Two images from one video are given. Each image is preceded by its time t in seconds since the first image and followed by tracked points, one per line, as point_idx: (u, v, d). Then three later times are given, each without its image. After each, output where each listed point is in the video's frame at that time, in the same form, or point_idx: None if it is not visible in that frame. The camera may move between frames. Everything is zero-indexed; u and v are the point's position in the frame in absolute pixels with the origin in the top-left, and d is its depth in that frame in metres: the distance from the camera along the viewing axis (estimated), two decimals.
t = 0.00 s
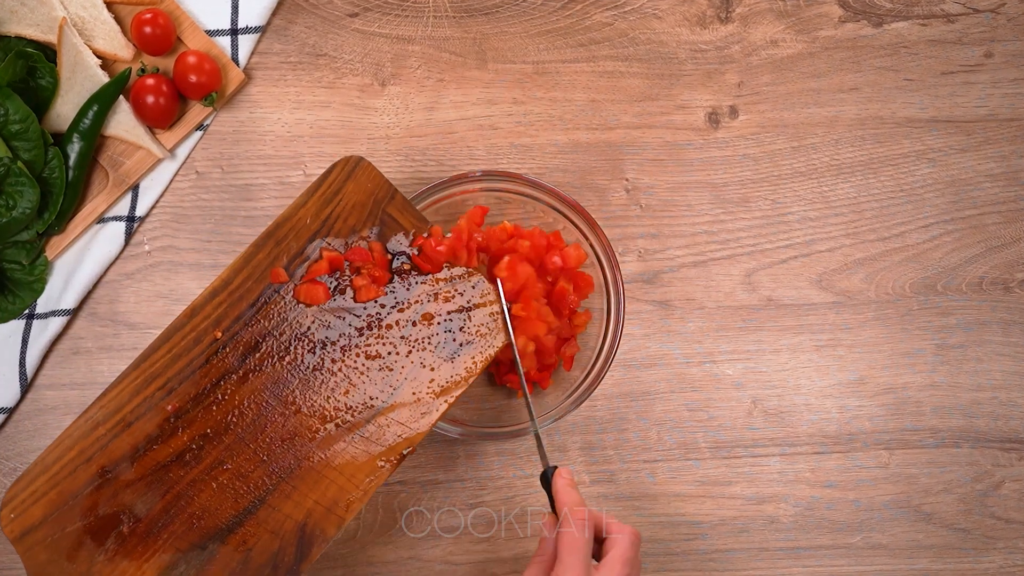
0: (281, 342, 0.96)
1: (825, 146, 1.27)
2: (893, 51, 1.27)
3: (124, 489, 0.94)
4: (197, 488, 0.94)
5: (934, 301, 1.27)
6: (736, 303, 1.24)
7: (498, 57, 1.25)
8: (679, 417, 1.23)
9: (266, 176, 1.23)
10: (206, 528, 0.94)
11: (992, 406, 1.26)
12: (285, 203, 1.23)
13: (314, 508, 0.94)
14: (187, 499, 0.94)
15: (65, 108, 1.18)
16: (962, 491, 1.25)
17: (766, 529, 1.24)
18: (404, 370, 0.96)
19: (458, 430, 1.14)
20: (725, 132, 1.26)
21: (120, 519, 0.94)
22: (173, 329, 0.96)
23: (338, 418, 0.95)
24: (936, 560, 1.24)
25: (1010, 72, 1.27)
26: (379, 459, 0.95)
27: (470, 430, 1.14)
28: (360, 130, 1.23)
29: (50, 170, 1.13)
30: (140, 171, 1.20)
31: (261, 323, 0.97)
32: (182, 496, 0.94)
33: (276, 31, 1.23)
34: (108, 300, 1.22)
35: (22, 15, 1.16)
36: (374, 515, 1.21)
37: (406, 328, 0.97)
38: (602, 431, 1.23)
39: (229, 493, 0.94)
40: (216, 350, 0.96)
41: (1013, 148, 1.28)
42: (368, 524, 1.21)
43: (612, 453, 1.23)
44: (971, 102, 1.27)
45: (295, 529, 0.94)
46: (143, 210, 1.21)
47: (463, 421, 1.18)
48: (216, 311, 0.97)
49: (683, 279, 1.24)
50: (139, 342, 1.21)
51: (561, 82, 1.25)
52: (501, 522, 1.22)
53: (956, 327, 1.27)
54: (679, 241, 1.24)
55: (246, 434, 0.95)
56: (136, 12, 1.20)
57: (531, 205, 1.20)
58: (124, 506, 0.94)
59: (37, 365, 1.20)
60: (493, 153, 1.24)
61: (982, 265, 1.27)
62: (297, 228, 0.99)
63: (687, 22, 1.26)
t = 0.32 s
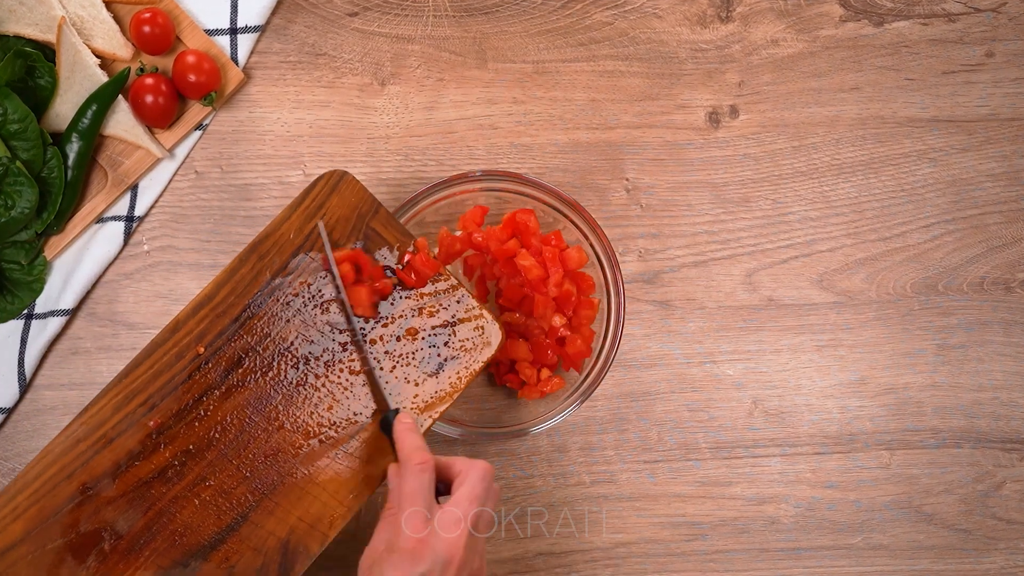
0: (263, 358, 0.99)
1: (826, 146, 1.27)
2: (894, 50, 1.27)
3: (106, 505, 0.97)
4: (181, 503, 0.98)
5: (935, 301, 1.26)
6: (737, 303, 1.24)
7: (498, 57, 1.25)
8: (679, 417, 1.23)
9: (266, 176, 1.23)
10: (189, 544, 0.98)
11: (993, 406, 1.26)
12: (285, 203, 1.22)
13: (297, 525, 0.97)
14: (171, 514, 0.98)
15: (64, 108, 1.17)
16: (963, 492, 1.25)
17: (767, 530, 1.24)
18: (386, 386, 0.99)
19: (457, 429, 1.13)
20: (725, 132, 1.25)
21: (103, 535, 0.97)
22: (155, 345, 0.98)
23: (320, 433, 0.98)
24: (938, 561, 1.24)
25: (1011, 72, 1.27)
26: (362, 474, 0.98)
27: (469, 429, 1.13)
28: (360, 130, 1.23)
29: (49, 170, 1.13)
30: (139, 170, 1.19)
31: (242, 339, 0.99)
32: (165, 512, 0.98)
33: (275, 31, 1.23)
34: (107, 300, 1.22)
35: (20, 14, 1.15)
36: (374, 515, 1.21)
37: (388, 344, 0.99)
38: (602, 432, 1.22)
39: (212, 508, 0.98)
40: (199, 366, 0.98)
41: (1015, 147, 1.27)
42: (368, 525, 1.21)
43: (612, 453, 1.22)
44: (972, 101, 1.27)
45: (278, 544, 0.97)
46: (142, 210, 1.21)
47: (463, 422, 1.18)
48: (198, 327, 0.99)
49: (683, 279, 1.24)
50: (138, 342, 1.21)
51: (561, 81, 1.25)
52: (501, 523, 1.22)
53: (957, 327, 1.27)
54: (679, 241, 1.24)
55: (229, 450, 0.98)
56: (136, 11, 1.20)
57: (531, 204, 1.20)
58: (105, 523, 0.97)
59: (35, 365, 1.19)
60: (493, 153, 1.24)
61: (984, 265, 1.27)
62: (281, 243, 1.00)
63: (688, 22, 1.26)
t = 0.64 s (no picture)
0: (191, 376, 0.95)
1: (826, 145, 1.26)
2: (895, 49, 1.27)
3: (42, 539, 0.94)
4: (120, 530, 0.94)
5: (936, 301, 1.26)
6: (738, 303, 1.24)
7: (498, 56, 1.24)
8: (680, 418, 1.23)
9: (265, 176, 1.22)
10: (130, 571, 0.94)
11: (995, 406, 1.26)
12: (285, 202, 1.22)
13: (239, 542, 0.93)
14: (107, 543, 0.94)
15: (63, 107, 1.17)
16: (965, 492, 1.24)
17: (767, 530, 1.23)
18: (321, 394, 0.94)
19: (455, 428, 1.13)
20: (726, 131, 1.25)
21: (42, 569, 0.94)
22: (79, 368, 0.94)
23: (255, 449, 0.94)
24: (938, 562, 1.23)
25: (1013, 71, 1.26)
26: (300, 486, 0.93)
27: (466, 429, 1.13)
28: (359, 130, 1.23)
29: (47, 170, 1.13)
30: (138, 169, 1.19)
31: (167, 357, 0.95)
32: (102, 540, 0.94)
33: (275, 30, 1.23)
34: (106, 300, 1.21)
35: (19, 13, 1.15)
36: (373, 516, 1.21)
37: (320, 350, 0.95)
38: (602, 432, 1.22)
39: (150, 532, 0.94)
40: (125, 388, 0.95)
41: (1016, 147, 1.27)
42: (367, 526, 1.21)
43: (613, 454, 1.22)
44: (974, 101, 1.27)
45: (222, 565, 0.93)
46: (141, 210, 1.20)
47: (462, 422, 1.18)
48: (121, 348, 0.95)
49: (684, 278, 1.23)
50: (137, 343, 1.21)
51: (562, 81, 1.25)
52: (501, 524, 1.21)
53: (959, 327, 1.26)
54: (679, 241, 1.24)
55: (164, 472, 0.95)
56: (135, 11, 1.19)
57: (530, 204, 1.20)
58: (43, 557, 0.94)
59: (34, 366, 1.19)
60: (493, 152, 1.24)
61: (985, 265, 1.26)
62: (200, 256, 0.96)
63: (688, 21, 1.25)
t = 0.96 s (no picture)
0: None
1: (827, 145, 1.26)
2: (896, 49, 1.26)
3: None
4: None
5: (937, 301, 1.26)
6: (739, 303, 1.23)
7: (497, 55, 1.24)
8: (681, 418, 1.22)
9: (264, 176, 1.22)
10: None
11: (996, 407, 1.25)
12: (285, 202, 1.22)
13: None
14: None
15: (61, 107, 1.17)
16: (966, 493, 1.24)
17: (767, 531, 1.23)
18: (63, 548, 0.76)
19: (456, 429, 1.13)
20: (727, 131, 1.25)
21: None
22: None
23: None
24: (940, 562, 1.23)
25: (1014, 70, 1.26)
26: None
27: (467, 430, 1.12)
28: (359, 130, 1.22)
29: (46, 169, 1.12)
30: (137, 169, 1.19)
31: None
32: None
33: (274, 29, 1.22)
34: (105, 300, 1.21)
35: (17, 13, 1.14)
36: (373, 517, 1.21)
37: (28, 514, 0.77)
38: (602, 432, 1.22)
39: None
40: None
41: (1018, 146, 1.27)
42: (367, 526, 1.21)
43: (613, 454, 1.22)
44: (975, 100, 1.26)
45: None
46: (140, 210, 1.20)
47: (463, 423, 1.18)
48: None
49: (684, 278, 1.23)
50: (136, 342, 1.21)
51: (562, 80, 1.24)
52: (501, 524, 1.21)
53: (960, 327, 1.26)
54: (680, 241, 1.23)
55: None
56: (134, 10, 1.19)
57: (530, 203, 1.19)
58: None
59: (33, 366, 1.19)
60: (493, 151, 1.23)
61: (986, 265, 1.26)
62: None
63: (689, 20, 1.25)
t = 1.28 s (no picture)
0: None
1: (828, 145, 1.26)
2: (897, 48, 1.26)
3: None
4: None
5: (938, 301, 1.25)
6: (739, 303, 1.23)
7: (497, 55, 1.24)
8: (681, 418, 1.22)
9: (264, 175, 1.22)
10: None
11: (997, 407, 1.25)
12: (284, 202, 1.21)
13: None
14: None
15: (60, 106, 1.17)
16: (967, 493, 1.24)
17: (768, 531, 1.23)
18: None
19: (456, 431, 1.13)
20: (727, 130, 1.24)
21: None
22: None
23: None
24: (941, 563, 1.23)
25: (1015, 70, 1.26)
26: None
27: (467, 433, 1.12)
28: (358, 129, 1.22)
29: (45, 169, 1.12)
30: (136, 169, 1.18)
31: None
32: None
33: (274, 28, 1.22)
34: (104, 300, 1.21)
35: (16, 12, 1.14)
36: (373, 517, 1.21)
37: None
38: (602, 433, 1.21)
39: None
40: None
41: (1019, 146, 1.27)
42: (366, 527, 1.20)
43: (613, 455, 1.22)
44: (976, 100, 1.26)
45: None
46: (138, 209, 1.20)
47: (463, 424, 1.18)
48: None
49: (684, 278, 1.23)
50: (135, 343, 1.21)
51: (562, 79, 1.24)
52: (501, 525, 1.21)
53: (961, 327, 1.26)
54: (680, 241, 1.23)
55: None
56: (133, 9, 1.19)
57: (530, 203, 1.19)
58: None
59: (32, 366, 1.19)
60: (493, 151, 1.23)
61: (987, 265, 1.26)
62: None
63: (689, 19, 1.24)
